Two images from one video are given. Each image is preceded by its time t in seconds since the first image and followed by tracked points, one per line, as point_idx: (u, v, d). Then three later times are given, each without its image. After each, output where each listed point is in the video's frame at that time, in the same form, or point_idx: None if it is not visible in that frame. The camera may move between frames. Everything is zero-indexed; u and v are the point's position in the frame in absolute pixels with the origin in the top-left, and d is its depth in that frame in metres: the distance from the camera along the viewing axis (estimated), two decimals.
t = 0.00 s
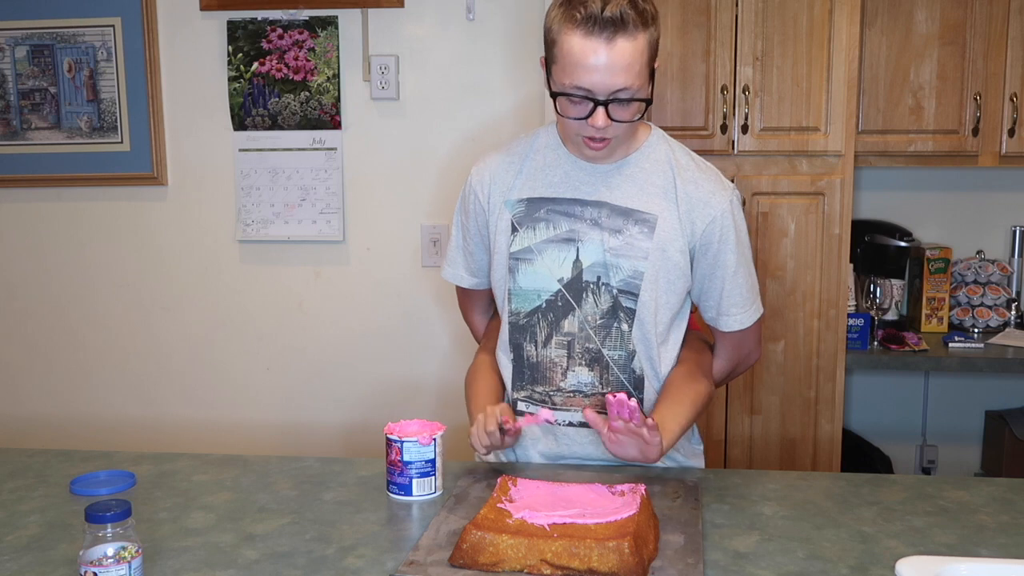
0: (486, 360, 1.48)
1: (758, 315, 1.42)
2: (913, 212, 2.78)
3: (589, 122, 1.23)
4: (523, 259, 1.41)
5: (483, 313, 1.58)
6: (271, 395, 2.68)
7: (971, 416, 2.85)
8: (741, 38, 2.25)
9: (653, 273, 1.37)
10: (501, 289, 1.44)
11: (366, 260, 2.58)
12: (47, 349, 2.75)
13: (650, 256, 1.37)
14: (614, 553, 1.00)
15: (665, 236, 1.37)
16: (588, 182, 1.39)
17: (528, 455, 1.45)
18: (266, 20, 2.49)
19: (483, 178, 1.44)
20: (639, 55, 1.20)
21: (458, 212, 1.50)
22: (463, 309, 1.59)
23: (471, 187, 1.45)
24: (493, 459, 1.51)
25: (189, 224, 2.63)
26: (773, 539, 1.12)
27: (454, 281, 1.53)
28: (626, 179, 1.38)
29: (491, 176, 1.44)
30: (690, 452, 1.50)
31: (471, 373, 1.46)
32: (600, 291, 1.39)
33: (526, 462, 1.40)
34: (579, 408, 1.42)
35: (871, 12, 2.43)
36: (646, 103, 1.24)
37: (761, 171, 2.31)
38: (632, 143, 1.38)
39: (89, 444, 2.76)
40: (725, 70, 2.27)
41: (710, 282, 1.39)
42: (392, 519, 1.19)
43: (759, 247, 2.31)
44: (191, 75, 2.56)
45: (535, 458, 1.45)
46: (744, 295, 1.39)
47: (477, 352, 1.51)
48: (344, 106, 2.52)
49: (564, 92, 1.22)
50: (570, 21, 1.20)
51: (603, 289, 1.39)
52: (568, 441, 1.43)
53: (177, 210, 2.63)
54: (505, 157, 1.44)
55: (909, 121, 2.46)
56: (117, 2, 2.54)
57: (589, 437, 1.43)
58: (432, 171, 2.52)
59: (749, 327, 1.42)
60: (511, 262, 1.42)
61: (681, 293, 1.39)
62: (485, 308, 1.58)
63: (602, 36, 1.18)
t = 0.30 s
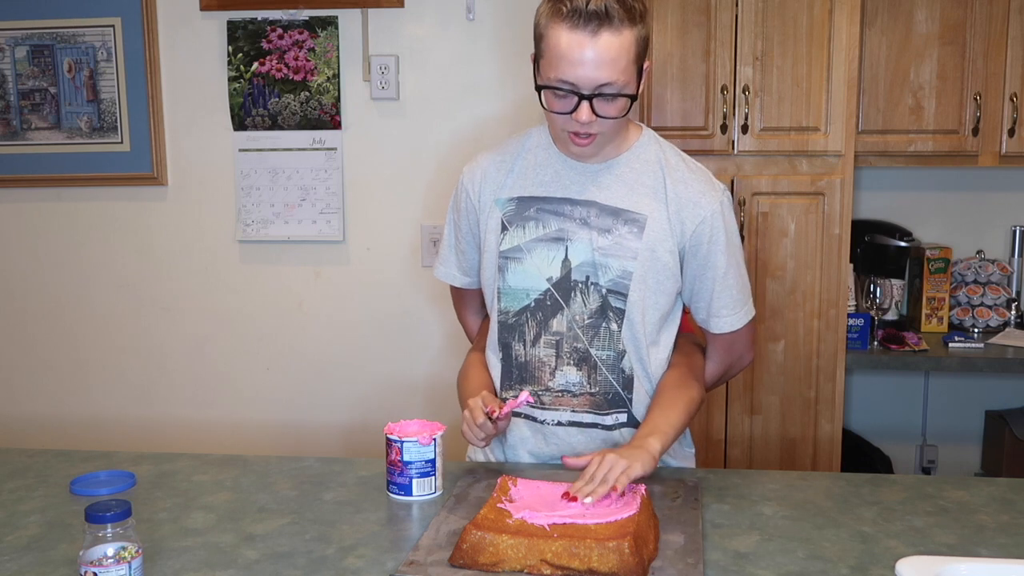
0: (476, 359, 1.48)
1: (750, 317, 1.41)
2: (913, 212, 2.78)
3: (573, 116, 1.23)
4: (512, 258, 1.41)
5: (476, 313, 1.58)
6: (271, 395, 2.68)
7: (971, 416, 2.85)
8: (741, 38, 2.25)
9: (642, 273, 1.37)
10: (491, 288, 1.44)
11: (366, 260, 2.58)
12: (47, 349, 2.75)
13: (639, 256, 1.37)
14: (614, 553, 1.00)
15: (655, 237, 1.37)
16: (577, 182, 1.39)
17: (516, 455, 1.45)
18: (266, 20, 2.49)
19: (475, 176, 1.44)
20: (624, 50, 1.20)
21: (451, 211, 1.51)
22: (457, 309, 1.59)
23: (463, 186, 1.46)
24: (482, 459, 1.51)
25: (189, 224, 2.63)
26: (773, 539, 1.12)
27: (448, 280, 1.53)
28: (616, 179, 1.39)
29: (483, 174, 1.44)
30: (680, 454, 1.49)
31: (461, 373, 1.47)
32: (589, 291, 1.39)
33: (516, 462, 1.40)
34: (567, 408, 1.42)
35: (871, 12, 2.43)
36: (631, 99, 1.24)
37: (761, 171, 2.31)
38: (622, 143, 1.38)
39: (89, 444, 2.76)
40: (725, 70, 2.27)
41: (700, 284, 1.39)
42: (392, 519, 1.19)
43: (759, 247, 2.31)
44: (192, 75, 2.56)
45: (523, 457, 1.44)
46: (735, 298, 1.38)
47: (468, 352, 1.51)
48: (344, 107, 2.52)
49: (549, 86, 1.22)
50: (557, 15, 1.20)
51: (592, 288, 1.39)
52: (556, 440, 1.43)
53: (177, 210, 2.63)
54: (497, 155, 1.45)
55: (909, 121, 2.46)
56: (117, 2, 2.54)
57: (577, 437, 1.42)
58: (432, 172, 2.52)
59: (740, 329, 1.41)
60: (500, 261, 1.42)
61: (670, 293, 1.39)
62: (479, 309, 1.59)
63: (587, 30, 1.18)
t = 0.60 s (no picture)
0: (477, 361, 1.48)
1: (746, 307, 1.43)
2: (913, 212, 2.78)
3: (567, 122, 1.23)
4: (511, 262, 1.41)
5: (471, 318, 1.58)
6: (271, 395, 2.68)
7: (971, 416, 2.85)
8: (741, 38, 2.25)
9: (642, 271, 1.37)
10: (490, 293, 1.44)
11: (366, 259, 2.58)
12: (47, 348, 2.75)
13: (639, 255, 1.37)
14: (614, 553, 1.00)
15: (653, 234, 1.37)
16: (574, 183, 1.39)
17: (522, 455, 1.45)
18: (266, 20, 2.49)
19: (467, 183, 1.44)
20: (617, 56, 1.20)
21: (443, 217, 1.50)
22: (450, 314, 1.59)
23: (456, 193, 1.45)
24: (485, 458, 1.50)
25: (189, 224, 2.63)
26: (773, 539, 1.12)
27: (442, 287, 1.53)
28: (612, 179, 1.38)
29: (476, 180, 1.43)
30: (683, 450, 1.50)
31: (464, 374, 1.46)
32: (590, 292, 1.39)
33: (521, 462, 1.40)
34: (573, 409, 1.42)
35: (871, 12, 2.43)
36: (625, 104, 1.24)
37: (761, 171, 2.31)
38: (615, 142, 1.38)
39: (90, 444, 2.76)
40: (725, 70, 2.27)
41: (698, 277, 1.40)
42: (392, 519, 1.19)
43: (759, 247, 2.31)
44: (191, 75, 2.56)
45: (528, 458, 1.44)
46: (732, 289, 1.39)
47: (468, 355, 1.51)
48: (344, 107, 2.52)
49: (542, 93, 1.22)
50: (549, 21, 1.20)
51: (593, 289, 1.39)
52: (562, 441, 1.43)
53: (177, 210, 2.63)
54: (489, 159, 1.44)
55: (909, 121, 2.46)
56: (117, 2, 2.54)
57: (583, 437, 1.42)
58: (432, 171, 2.52)
59: (738, 320, 1.42)
60: (499, 265, 1.42)
61: (670, 289, 1.40)
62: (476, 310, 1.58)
63: (580, 37, 1.18)
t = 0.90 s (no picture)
0: (480, 363, 1.47)
1: (749, 303, 1.43)
2: (913, 212, 2.78)
3: (570, 120, 1.23)
4: (516, 261, 1.41)
5: (472, 319, 1.58)
6: (271, 395, 2.68)
7: (971, 416, 2.85)
8: (741, 38, 2.25)
9: (647, 269, 1.38)
10: (495, 292, 1.44)
11: (366, 259, 2.58)
12: (47, 348, 2.75)
13: (644, 252, 1.37)
14: (614, 553, 1.00)
15: (657, 231, 1.37)
16: (578, 180, 1.40)
17: (527, 455, 1.44)
18: (266, 20, 2.49)
19: (471, 182, 1.44)
20: (619, 53, 1.20)
21: (445, 218, 1.50)
22: (451, 316, 1.59)
23: (459, 193, 1.45)
24: (490, 458, 1.50)
25: (189, 224, 2.63)
26: (773, 539, 1.12)
27: (444, 288, 1.53)
28: (615, 177, 1.39)
29: (479, 181, 1.43)
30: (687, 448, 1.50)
31: (467, 377, 1.46)
32: (595, 289, 1.39)
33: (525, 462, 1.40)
34: (579, 406, 1.42)
35: (871, 12, 2.43)
36: (627, 101, 1.24)
37: (761, 171, 2.31)
38: (617, 141, 1.38)
39: (90, 444, 2.76)
40: (725, 70, 2.27)
41: (701, 273, 1.40)
42: (393, 519, 1.19)
43: (759, 247, 2.31)
44: (191, 75, 2.56)
45: (534, 457, 1.44)
46: (735, 285, 1.40)
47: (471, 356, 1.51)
48: (344, 107, 2.52)
49: (545, 90, 1.22)
50: (551, 20, 1.20)
51: (598, 287, 1.39)
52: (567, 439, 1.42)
53: (177, 210, 2.63)
54: (492, 160, 1.44)
55: (909, 121, 2.46)
56: (117, 2, 2.54)
57: (589, 434, 1.42)
58: (432, 171, 2.52)
59: (740, 317, 1.42)
60: (504, 264, 1.42)
61: (674, 286, 1.40)
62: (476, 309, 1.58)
63: (581, 35, 1.18)
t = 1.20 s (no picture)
0: (480, 361, 1.48)
1: (750, 309, 1.43)
2: (913, 212, 2.78)
3: (577, 87, 1.24)
4: (516, 257, 1.41)
5: (474, 317, 1.59)
6: (271, 395, 2.68)
7: (971, 416, 2.85)
8: (741, 38, 2.25)
9: (647, 268, 1.38)
10: (495, 288, 1.44)
11: (366, 259, 2.58)
12: (47, 347, 2.75)
13: (644, 251, 1.37)
14: (614, 553, 1.00)
15: (658, 231, 1.37)
16: (580, 178, 1.40)
17: (522, 455, 1.45)
18: (266, 20, 2.49)
19: (475, 178, 1.44)
20: (629, 29, 1.24)
21: (450, 215, 1.51)
22: (454, 314, 1.59)
23: (464, 189, 1.46)
24: (486, 459, 1.50)
25: (189, 223, 2.63)
26: (773, 539, 1.11)
27: (446, 284, 1.53)
28: (617, 176, 1.39)
29: (483, 177, 1.44)
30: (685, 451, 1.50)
31: (466, 375, 1.46)
32: (594, 287, 1.39)
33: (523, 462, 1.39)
34: (575, 404, 1.42)
35: (871, 12, 2.43)
36: (635, 78, 1.26)
37: (761, 171, 2.31)
38: (621, 140, 1.39)
39: (90, 444, 2.76)
40: (724, 70, 2.27)
41: (702, 277, 1.40)
42: (393, 519, 1.19)
43: (759, 247, 2.31)
44: (191, 75, 2.56)
45: (530, 456, 1.44)
46: (736, 289, 1.40)
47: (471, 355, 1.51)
48: (344, 107, 2.52)
49: (554, 57, 1.25)
50: None
51: (597, 285, 1.39)
52: (561, 438, 1.42)
53: (177, 210, 2.63)
54: (497, 157, 1.45)
55: (909, 121, 2.46)
56: (117, 2, 2.54)
57: (585, 432, 1.42)
58: (432, 171, 2.52)
59: (741, 321, 1.42)
60: (505, 260, 1.42)
61: (675, 288, 1.40)
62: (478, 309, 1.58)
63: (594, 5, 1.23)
